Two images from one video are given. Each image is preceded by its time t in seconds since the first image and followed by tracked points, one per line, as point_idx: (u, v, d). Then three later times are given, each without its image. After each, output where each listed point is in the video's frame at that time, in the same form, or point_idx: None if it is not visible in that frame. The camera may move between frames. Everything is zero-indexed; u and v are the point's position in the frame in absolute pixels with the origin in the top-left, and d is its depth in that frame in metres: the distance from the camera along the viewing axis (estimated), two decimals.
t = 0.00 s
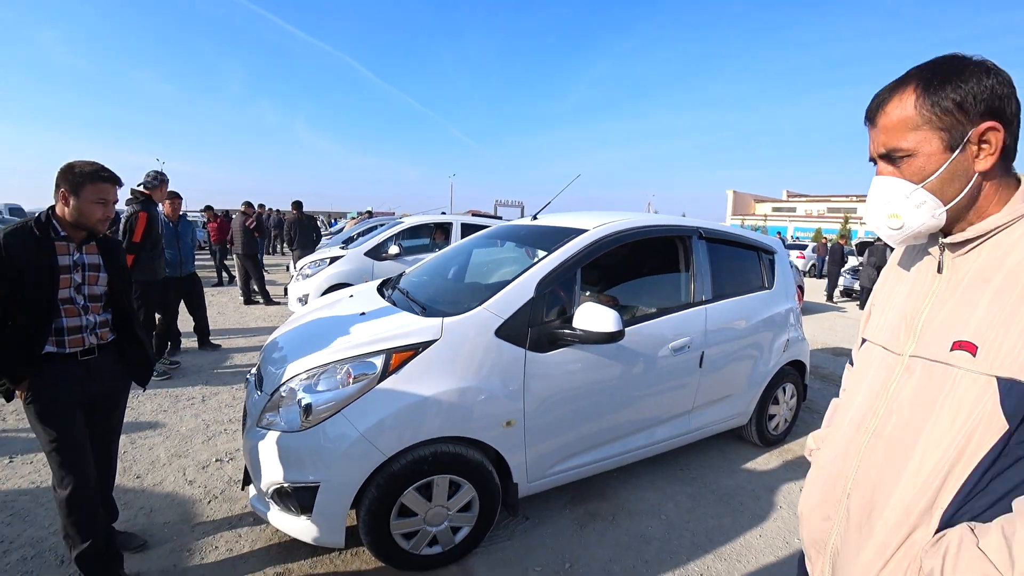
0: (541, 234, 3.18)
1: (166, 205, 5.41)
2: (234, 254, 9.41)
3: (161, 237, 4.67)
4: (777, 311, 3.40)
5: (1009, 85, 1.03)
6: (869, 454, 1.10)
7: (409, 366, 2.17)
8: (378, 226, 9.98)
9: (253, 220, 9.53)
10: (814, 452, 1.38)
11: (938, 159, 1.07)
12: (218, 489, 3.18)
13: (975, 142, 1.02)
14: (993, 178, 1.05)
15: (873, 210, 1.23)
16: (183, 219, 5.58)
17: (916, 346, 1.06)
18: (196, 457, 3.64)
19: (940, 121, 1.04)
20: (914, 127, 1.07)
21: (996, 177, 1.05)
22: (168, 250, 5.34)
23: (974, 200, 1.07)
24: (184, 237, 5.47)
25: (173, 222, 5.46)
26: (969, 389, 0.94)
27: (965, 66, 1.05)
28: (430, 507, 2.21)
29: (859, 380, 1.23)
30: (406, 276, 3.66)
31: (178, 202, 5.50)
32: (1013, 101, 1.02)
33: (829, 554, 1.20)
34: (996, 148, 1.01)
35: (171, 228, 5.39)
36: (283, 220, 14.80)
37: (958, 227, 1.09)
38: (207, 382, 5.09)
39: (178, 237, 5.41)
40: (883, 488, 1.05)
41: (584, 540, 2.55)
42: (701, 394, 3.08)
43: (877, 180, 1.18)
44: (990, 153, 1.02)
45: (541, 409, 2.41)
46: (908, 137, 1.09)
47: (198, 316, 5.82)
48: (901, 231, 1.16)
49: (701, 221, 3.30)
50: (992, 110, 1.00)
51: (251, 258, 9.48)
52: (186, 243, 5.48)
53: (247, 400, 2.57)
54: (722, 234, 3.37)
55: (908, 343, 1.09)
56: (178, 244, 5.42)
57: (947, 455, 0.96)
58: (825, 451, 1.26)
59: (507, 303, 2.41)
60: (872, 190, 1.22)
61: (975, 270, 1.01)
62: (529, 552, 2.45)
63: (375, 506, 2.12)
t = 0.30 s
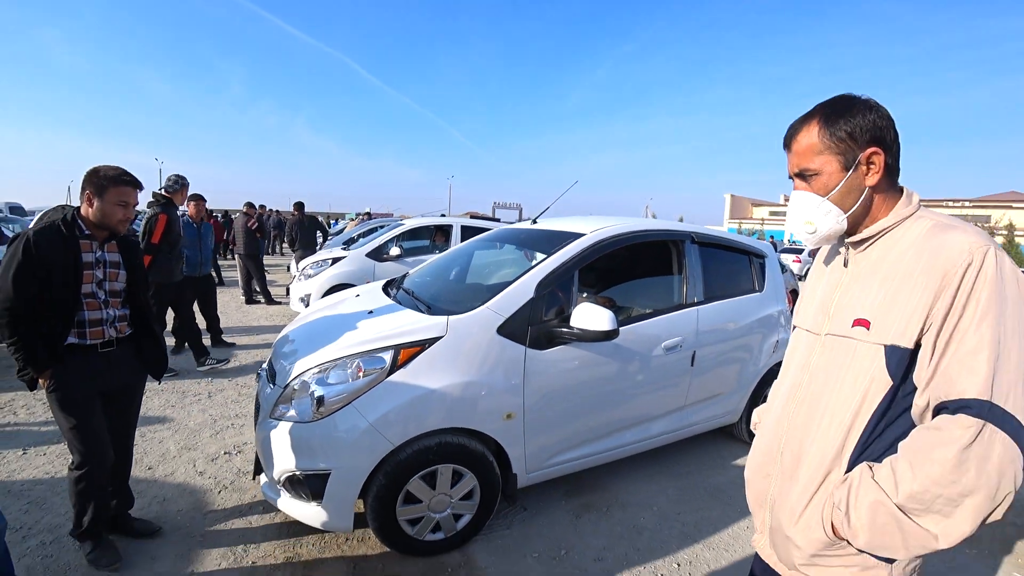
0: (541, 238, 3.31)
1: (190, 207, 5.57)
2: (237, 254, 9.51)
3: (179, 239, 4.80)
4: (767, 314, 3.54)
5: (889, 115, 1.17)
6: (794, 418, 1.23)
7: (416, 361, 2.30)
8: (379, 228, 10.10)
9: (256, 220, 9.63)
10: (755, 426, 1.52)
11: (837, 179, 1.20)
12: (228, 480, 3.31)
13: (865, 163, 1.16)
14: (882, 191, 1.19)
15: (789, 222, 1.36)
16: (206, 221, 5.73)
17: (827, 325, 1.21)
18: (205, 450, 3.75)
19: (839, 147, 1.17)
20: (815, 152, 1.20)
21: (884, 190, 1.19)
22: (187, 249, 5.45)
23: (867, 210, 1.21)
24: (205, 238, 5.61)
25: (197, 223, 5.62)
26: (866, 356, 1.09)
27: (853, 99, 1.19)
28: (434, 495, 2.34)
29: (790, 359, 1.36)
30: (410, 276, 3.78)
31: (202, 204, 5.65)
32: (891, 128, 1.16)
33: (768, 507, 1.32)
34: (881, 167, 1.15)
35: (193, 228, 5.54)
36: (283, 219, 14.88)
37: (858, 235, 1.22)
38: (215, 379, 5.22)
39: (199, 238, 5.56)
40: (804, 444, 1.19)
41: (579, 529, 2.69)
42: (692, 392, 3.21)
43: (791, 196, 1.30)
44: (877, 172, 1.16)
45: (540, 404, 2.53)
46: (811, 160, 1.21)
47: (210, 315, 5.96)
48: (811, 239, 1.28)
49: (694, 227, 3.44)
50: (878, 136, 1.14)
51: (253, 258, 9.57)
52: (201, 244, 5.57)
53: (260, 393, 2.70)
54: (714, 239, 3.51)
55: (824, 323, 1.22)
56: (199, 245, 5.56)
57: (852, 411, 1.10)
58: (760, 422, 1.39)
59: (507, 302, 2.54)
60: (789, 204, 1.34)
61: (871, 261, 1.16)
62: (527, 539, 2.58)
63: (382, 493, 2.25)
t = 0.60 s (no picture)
0: (545, 216, 3.37)
1: (218, 181, 5.73)
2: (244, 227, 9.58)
3: (207, 211, 5.01)
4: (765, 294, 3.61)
5: (840, 114, 1.18)
6: (747, 382, 1.25)
7: (424, 333, 2.40)
8: (384, 203, 10.14)
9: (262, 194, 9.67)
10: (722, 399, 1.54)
11: (789, 174, 1.21)
12: (242, 446, 3.45)
13: (815, 158, 1.17)
14: (831, 184, 1.20)
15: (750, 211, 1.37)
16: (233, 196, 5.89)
17: (781, 298, 1.23)
18: (218, 418, 3.90)
19: (791, 145, 1.18)
20: (768, 148, 1.21)
21: (835, 182, 1.20)
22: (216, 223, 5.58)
23: (818, 201, 1.22)
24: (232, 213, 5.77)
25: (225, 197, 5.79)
26: (811, 324, 1.12)
27: (806, 98, 1.20)
28: (440, 461, 2.46)
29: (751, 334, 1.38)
30: (416, 252, 3.86)
31: (229, 179, 5.82)
32: (840, 125, 1.17)
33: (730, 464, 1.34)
34: (830, 163, 1.16)
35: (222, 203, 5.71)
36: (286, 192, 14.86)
37: (808, 225, 1.24)
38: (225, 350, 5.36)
39: (228, 212, 5.72)
40: (756, 404, 1.21)
41: (577, 496, 2.82)
42: (689, 368, 3.30)
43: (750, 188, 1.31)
44: (825, 167, 1.17)
45: (541, 376, 2.63)
46: (765, 156, 1.23)
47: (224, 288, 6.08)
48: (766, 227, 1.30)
49: (696, 207, 3.49)
50: (827, 133, 1.15)
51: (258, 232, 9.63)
52: (228, 219, 5.70)
53: (273, 361, 2.81)
54: (715, 220, 3.56)
55: (779, 299, 1.24)
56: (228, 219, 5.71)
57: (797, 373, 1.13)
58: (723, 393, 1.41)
59: (510, 278, 2.62)
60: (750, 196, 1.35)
61: (820, 243, 1.19)
62: (526, 504, 2.72)
63: (390, 457, 2.37)
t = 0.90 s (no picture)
0: (540, 212, 3.43)
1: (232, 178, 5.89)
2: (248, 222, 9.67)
3: (224, 206, 5.20)
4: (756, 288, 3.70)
5: (795, 122, 1.25)
6: (708, 374, 1.32)
7: (419, 327, 2.48)
8: (387, 196, 10.20)
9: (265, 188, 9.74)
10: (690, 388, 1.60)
11: (750, 178, 1.27)
12: (246, 436, 3.56)
13: (773, 164, 1.24)
14: (789, 188, 1.26)
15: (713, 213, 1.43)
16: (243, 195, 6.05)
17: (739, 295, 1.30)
18: (223, 409, 4.00)
19: (751, 150, 1.24)
20: (730, 155, 1.28)
21: (792, 186, 1.27)
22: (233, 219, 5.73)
23: (776, 204, 1.29)
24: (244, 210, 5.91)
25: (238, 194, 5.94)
26: (763, 321, 1.18)
27: (764, 107, 1.26)
28: (435, 451, 2.55)
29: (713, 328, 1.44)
30: (415, 247, 3.92)
31: (242, 177, 5.99)
32: (796, 132, 1.24)
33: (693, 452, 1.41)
34: (787, 168, 1.23)
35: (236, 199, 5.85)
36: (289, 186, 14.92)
37: (767, 228, 1.30)
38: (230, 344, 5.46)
39: (242, 209, 5.87)
40: (715, 395, 1.27)
41: (570, 485, 2.91)
42: (681, 362, 3.36)
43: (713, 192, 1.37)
44: (783, 172, 1.23)
45: (534, 369, 2.71)
46: (727, 162, 1.29)
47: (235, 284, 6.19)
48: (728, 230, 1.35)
49: (689, 203, 3.55)
50: (785, 140, 1.22)
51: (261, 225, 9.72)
52: (243, 216, 5.84)
53: (275, 355, 2.89)
54: (708, 216, 3.61)
55: (739, 295, 1.30)
56: (241, 215, 5.85)
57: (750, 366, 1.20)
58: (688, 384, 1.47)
59: (503, 274, 2.69)
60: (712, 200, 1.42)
61: (775, 243, 1.26)
62: (520, 492, 2.81)
63: (387, 447, 2.46)
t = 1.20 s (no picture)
0: (528, 211, 3.47)
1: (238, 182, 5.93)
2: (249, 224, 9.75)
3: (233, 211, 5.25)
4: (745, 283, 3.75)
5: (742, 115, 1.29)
6: (664, 374, 1.36)
7: (405, 327, 2.53)
8: (386, 196, 10.26)
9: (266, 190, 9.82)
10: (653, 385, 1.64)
11: (705, 172, 1.29)
12: (244, 435, 3.62)
13: (725, 158, 1.27)
14: (740, 182, 1.30)
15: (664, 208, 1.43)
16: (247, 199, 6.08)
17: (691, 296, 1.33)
18: (223, 409, 4.07)
19: (704, 143, 1.26)
20: (686, 147, 1.28)
21: (743, 180, 1.31)
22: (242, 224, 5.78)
23: (727, 199, 1.32)
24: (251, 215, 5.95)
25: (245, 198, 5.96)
26: (713, 322, 1.22)
27: (713, 100, 1.29)
28: (423, 447, 2.60)
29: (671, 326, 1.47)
30: (407, 247, 3.97)
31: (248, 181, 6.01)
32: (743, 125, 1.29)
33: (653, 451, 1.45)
34: (739, 162, 1.27)
35: (243, 204, 5.88)
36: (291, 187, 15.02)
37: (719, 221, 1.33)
38: (231, 345, 5.53)
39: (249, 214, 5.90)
40: (669, 397, 1.31)
41: (559, 480, 2.96)
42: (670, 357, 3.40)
43: (664, 186, 1.38)
44: (736, 165, 1.27)
45: (520, 366, 2.75)
46: (684, 154, 1.29)
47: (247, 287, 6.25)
48: (682, 223, 1.36)
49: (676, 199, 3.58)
50: (737, 133, 1.25)
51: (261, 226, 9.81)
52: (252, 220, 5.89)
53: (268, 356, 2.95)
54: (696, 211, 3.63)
55: (691, 295, 1.34)
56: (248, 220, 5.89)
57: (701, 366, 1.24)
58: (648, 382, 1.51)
59: (487, 273, 2.73)
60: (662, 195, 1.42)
61: (723, 240, 1.28)
62: (508, 487, 2.86)
63: (377, 445, 2.51)
